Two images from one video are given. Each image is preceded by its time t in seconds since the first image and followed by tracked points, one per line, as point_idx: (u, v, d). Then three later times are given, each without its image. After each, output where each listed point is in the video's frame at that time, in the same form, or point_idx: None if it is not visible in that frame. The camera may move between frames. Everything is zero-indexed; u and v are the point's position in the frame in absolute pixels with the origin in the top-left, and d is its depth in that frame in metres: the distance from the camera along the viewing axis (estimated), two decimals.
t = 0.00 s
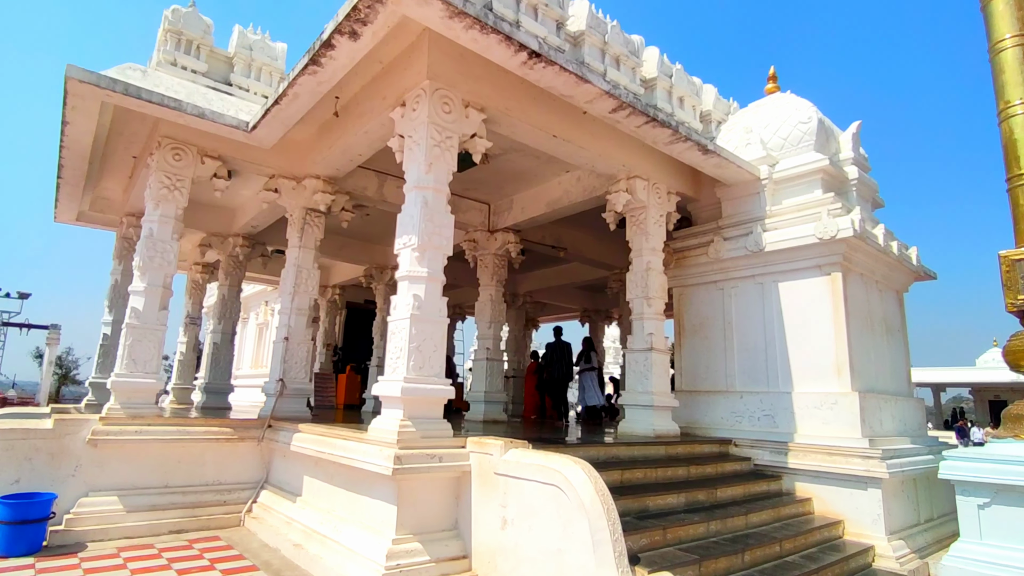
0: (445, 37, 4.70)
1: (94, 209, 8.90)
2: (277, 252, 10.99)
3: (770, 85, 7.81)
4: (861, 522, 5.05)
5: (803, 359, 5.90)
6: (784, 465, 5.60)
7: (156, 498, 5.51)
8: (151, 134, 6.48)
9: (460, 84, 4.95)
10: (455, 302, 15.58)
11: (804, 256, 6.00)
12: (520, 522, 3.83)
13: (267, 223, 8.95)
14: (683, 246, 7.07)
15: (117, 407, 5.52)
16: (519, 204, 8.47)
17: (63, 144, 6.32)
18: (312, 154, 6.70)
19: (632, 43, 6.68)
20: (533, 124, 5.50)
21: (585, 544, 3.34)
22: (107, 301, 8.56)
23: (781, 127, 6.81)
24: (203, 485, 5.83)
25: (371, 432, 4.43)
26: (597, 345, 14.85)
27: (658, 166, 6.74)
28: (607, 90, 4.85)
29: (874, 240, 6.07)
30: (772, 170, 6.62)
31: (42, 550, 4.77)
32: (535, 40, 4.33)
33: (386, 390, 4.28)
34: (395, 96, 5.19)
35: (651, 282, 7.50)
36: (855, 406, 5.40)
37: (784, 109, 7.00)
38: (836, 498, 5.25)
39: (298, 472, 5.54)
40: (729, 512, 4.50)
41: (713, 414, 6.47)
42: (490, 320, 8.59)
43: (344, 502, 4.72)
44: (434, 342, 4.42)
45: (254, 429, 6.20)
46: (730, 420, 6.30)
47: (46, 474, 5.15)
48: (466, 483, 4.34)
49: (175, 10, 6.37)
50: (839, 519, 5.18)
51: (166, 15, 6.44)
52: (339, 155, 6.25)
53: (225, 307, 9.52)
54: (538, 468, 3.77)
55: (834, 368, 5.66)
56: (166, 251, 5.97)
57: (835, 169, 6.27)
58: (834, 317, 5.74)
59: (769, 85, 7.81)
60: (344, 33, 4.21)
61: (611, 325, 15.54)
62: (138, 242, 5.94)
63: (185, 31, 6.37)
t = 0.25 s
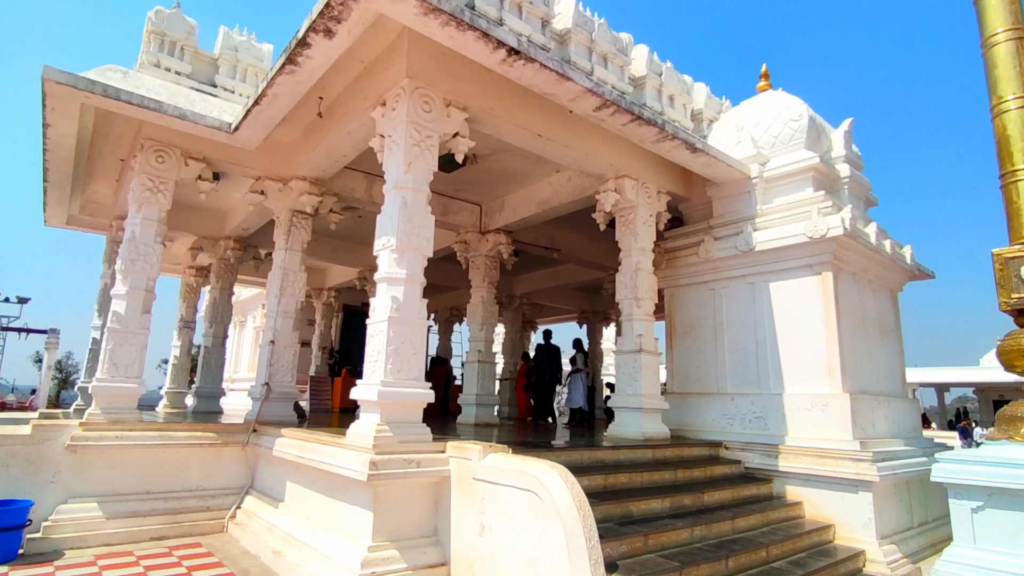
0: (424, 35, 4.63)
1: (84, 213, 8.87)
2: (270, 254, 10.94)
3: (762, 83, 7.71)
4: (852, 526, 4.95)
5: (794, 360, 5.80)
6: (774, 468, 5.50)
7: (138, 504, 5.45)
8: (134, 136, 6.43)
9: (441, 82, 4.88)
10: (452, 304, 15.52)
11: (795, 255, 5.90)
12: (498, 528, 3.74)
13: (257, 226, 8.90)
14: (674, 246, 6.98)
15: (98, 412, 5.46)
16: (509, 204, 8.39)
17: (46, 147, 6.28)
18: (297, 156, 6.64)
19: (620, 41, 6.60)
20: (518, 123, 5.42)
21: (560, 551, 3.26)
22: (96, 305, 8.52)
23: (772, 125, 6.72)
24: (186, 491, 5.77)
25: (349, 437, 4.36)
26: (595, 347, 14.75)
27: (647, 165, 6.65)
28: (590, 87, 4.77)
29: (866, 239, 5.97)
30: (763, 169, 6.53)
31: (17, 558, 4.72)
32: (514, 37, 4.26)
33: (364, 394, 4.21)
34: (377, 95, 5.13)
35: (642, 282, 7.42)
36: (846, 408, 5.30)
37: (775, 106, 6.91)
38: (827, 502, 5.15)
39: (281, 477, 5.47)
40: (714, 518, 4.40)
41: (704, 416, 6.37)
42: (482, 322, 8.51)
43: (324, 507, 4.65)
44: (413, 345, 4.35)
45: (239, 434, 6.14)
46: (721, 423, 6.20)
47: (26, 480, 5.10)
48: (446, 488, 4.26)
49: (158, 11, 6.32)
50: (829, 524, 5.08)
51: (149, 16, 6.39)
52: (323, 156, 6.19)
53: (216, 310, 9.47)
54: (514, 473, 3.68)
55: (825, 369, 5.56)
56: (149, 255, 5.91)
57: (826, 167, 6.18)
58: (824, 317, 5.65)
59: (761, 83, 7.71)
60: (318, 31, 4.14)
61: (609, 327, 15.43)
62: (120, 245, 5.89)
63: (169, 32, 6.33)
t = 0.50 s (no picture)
0: (399, 29, 4.56)
1: (72, 213, 8.83)
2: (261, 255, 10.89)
3: (752, 79, 7.62)
4: (838, 528, 4.85)
5: (781, 358, 5.70)
6: (760, 468, 5.41)
7: (115, 506, 5.39)
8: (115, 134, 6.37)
9: (417, 77, 4.80)
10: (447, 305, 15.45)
11: (781, 252, 5.81)
12: (468, 531, 3.66)
13: (245, 225, 8.85)
14: (662, 244, 6.89)
15: (75, 413, 5.40)
16: (498, 203, 8.32)
17: (26, 146, 6.24)
18: (280, 154, 6.58)
19: (604, 36, 6.52)
20: (498, 119, 5.35)
21: (527, 554, 3.17)
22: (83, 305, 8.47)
23: (760, 120, 6.64)
24: (165, 492, 5.70)
25: (321, 438, 4.28)
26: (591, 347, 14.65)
27: (633, 162, 6.56)
28: (568, 81, 4.69)
29: (854, 235, 5.87)
30: (751, 165, 6.44)
31: None
32: (487, 30, 4.18)
33: (335, 393, 4.14)
34: (353, 91, 5.06)
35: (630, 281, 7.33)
36: (832, 407, 5.19)
37: (763, 102, 6.82)
38: (813, 504, 5.05)
39: (259, 478, 5.40)
40: (695, 519, 4.30)
41: (691, 416, 6.28)
42: (471, 322, 8.43)
43: (298, 509, 4.58)
44: (387, 343, 4.28)
45: (219, 435, 6.07)
46: (708, 423, 6.10)
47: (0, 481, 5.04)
48: (420, 489, 4.18)
49: (138, 8, 6.28)
50: (815, 525, 4.98)
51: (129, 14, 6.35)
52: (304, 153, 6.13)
53: (205, 311, 9.42)
54: (485, 474, 3.60)
55: (812, 368, 5.46)
56: (127, 254, 5.86)
57: (814, 162, 6.08)
58: (811, 315, 5.55)
59: (751, 79, 7.62)
60: (288, 24, 4.07)
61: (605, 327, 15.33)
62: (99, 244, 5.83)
63: (149, 29, 6.28)
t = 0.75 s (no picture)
0: (373, 22, 4.49)
1: (58, 212, 8.77)
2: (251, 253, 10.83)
3: (741, 74, 7.52)
4: (822, 529, 4.77)
5: (767, 357, 5.61)
6: (744, 469, 5.32)
7: (92, 506, 5.32)
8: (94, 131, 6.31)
9: (394, 71, 4.73)
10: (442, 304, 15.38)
11: (768, 249, 5.72)
12: (438, 533, 3.58)
13: (232, 224, 8.78)
14: (649, 241, 6.81)
15: (51, 412, 5.34)
16: (486, 200, 8.24)
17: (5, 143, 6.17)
18: (262, 151, 6.51)
19: (590, 30, 6.43)
20: (478, 114, 5.27)
21: (494, 557, 3.10)
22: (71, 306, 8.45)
23: (747, 115, 6.55)
24: (144, 492, 5.64)
25: (292, 438, 4.21)
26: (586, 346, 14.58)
27: (619, 158, 6.47)
28: (547, 75, 4.61)
29: (842, 232, 5.78)
30: (738, 160, 6.34)
31: None
32: (462, 22, 4.10)
33: (306, 392, 4.07)
34: (331, 86, 4.98)
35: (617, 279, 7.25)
36: (818, 406, 5.11)
37: (751, 96, 6.73)
38: (797, 505, 4.96)
39: (238, 478, 5.34)
40: (673, 521, 4.22)
41: (678, 415, 6.19)
42: (459, 320, 8.36)
43: (272, 510, 4.51)
44: (360, 342, 4.21)
45: (199, 435, 6.00)
46: (694, 422, 6.01)
47: None
48: (393, 490, 4.10)
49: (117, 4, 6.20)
50: (799, 526, 4.90)
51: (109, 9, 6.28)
52: (285, 150, 6.05)
53: (193, 309, 9.36)
54: (453, 475, 3.52)
55: (798, 367, 5.37)
56: (106, 251, 5.80)
57: (802, 157, 5.99)
58: (798, 313, 5.46)
59: (741, 74, 7.53)
60: (257, 16, 3.99)
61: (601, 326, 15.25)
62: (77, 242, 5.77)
63: (129, 25, 6.21)
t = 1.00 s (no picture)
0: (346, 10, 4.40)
1: (44, 207, 8.72)
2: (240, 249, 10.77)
3: (731, 65, 7.41)
4: (805, 526, 4.68)
5: (753, 352, 5.52)
6: (728, 465, 5.24)
7: (67, 503, 5.25)
8: (73, 123, 6.23)
9: (369, 60, 4.64)
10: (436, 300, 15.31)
11: (754, 242, 5.62)
12: (405, 530, 3.51)
13: (219, 219, 8.71)
14: (636, 235, 6.72)
15: (26, 407, 5.27)
16: (474, 194, 8.16)
17: None
18: (243, 144, 6.43)
19: (575, 20, 6.33)
20: (457, 104, 5.18)
21: (456, 555, 3.01)
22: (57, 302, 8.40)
23: (735, 107, 6.44)
24: (121, 489, 5.57)
25: (262, 433, 4.14)
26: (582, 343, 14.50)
27: (605, 150, 6.37)
28: (524, 63, 4.51)
29: (829, 224, 5.68)
30: (726, 152, 6.24)
31: None
32: (433, 8, 4.01)
33: (275, 387, 4.00)
34: (306, 76, 4.90)
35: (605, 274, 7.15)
36: (802, 401, 5.01)
37: (740, 87, 6.62)
38: (780, 502, 4.87)
39: (215, 475, 5.28)
40: (650, 518, 4.14)
41: (663, 411, 6.10)
42: (447, 316, 8.29)
43: (244, 506, 4.45)
44: (331, 335, 4.14)
45: (178, 431, 5.94)
46: (680, 418, 5.93)
47: None
48: (364, 486, 4.03)
49: None
50: (782, 524, 4.81)
51: None
52: (265, 142, 5.97)
53: (181, 305, 9.30)
54: (420, 471, 3.45)
55: (784, 361, 5.28)
56: (83, 245, 5.74)
57: (789, 149, 5.89)
58: (783, 306, 5.36)
59: (731, 65, 7.41)
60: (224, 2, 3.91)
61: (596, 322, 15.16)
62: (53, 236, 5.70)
63: (107, 16, 6.13)
